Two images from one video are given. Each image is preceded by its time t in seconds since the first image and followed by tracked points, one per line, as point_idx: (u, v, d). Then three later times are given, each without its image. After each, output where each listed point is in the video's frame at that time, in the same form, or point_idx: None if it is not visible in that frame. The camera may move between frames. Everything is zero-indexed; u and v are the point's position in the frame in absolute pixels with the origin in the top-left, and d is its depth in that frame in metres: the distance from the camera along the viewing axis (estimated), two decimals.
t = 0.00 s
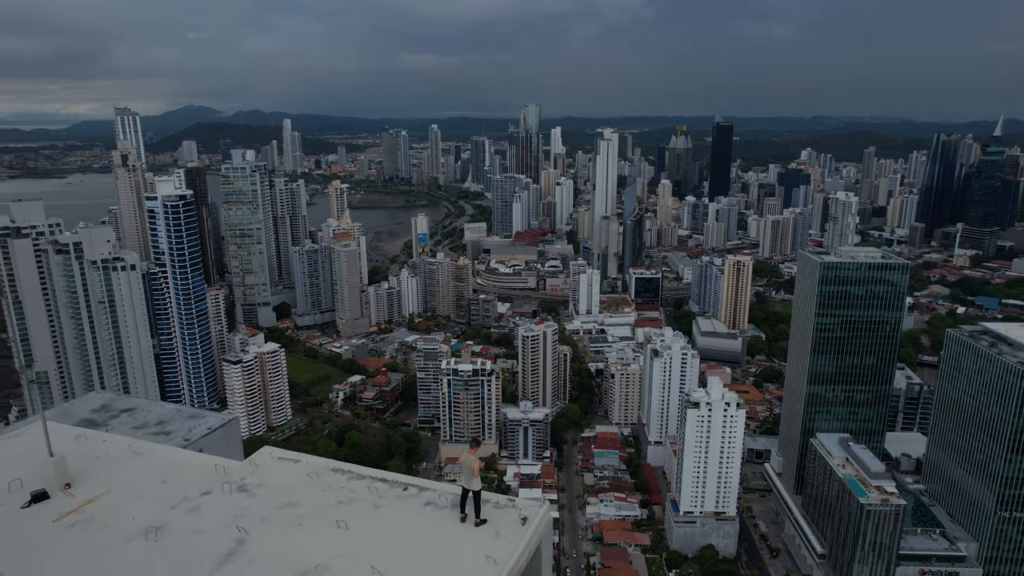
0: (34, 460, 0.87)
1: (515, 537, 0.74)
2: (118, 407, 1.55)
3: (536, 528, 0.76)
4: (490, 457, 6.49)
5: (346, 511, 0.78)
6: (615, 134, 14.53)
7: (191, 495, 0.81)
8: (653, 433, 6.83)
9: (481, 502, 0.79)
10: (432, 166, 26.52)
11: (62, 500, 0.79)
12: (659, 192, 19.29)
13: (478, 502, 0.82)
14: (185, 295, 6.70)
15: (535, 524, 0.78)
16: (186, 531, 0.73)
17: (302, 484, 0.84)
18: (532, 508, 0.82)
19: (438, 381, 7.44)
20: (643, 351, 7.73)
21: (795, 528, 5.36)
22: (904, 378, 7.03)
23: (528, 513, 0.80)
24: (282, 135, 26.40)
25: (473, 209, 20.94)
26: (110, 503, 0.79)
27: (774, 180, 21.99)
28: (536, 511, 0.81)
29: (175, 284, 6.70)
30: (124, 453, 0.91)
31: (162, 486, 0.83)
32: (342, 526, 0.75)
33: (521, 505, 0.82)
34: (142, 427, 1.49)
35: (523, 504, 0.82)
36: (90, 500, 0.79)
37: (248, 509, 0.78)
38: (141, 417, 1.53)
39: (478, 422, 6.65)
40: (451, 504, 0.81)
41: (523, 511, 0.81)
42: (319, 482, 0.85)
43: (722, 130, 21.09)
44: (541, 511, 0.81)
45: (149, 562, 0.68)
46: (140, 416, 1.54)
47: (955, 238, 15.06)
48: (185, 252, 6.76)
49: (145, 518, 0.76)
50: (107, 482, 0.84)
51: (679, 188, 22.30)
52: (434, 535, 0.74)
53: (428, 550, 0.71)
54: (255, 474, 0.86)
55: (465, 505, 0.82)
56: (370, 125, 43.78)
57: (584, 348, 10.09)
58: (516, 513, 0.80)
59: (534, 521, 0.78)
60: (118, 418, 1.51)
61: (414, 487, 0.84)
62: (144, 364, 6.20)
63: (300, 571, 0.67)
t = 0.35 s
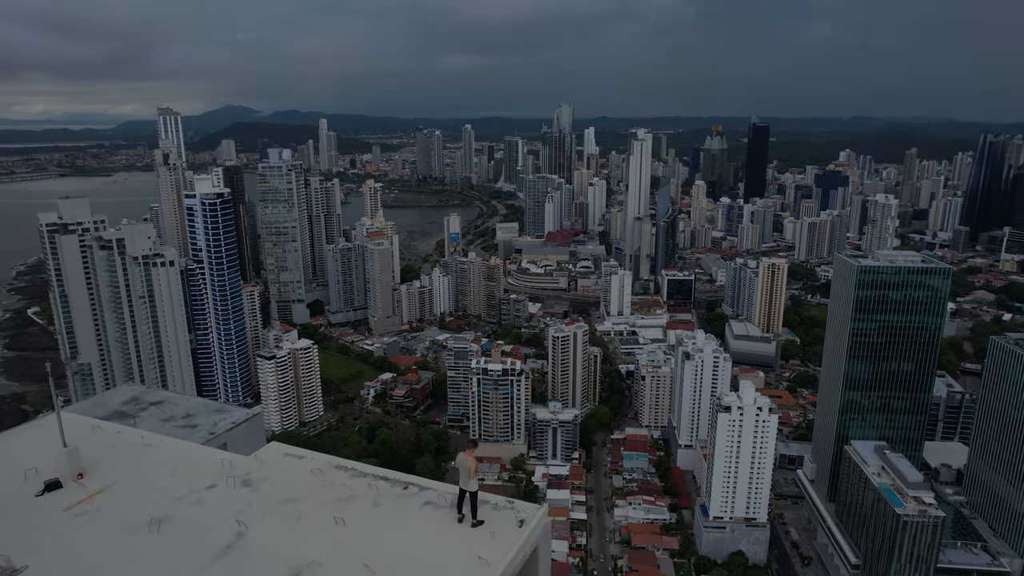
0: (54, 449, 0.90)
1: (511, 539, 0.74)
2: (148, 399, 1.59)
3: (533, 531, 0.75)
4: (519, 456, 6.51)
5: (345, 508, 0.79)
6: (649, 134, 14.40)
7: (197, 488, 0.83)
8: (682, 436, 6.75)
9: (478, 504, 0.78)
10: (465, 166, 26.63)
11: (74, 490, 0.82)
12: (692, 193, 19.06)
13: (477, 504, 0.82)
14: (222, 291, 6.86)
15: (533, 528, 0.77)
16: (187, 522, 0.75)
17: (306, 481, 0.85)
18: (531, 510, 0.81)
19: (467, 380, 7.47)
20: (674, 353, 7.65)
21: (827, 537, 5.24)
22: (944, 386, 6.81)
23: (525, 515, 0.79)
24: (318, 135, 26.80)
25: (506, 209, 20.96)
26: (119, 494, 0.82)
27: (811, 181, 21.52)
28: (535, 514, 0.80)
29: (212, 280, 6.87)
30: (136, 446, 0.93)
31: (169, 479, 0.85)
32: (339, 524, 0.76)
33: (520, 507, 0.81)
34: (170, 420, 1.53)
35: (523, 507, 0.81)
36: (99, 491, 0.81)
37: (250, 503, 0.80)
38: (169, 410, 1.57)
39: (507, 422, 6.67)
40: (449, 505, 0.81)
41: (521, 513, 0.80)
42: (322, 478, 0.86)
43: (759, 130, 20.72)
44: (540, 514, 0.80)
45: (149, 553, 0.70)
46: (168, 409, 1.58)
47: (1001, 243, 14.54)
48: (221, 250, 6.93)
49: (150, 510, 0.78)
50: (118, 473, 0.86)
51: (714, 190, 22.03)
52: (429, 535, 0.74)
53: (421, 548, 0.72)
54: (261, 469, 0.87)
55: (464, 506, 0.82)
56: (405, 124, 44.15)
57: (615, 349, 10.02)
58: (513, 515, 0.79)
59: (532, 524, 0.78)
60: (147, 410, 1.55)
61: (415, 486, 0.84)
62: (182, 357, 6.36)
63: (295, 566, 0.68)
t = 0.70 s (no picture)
0: (74, 437, 0.93)
1: (506, 541, 0.74)
2: (181, 391, 1.64)
3: (530, 534, 0.75)
4: (551, 457, 6.51)
5: (346, 504, 0.80)
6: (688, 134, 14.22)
7: (204, 480, 0.84)
8: (717, 441, 6.64)
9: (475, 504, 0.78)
10: (503, 166, 26.72)
11: (89, 477, 0.84)
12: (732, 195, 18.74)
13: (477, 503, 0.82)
14: (262, 288, 7.01)
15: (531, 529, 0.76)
16: (193, 513, 0.77)
17: (310, 475, 0.86)
18: (530, 512, 0.81)
19: (501, 379, 7.49)
20: (711, 357, 7.53)
21: (866, 548, 5.09)
22: (994, 396, 6.54)
23: (524, 516, 0.79)
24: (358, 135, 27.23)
25: (542, 209, 20.96)
26: (131, 482, 0.84)
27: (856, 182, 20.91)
28: (534, 516, 0.79)
29: (253, 277, 7.03)
30: (151, 436, 0.96)
31: (179, 469, 0.87)
32: (338, 520, 0.77)
33: (520, 509, 0.81)
34: (200, 412, 1.57)
35: (522, 509, 0.81)
36: (114, 478, 0.84)
37: (254, 496, 0.81)
38: (200, 403, 1.61)
39: (540, 422, 6.67)
40: (448, 503, 0.81)
41: (520, 515, 0.80)
42: (325, 473, 0.87)
43: (802, 130, 20.26)
44: (539, 517, 0.79)
45: (153, 540, 0.72)
46: (199, 401, 1.62)
47: None
48: (262, 247, 7.09)
49: (160, 498, 0.80)
50: (132, 462, 0.89)
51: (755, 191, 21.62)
52: (426, 534, 0.75)
53: (416, 545, 0.72)
54: (267, 464, 0.89)
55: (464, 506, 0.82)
56: (444, 124, 44.49)
57: (650, 351, 9.92)
58: (511, 516, 0.79)
59: (530, 526, 0.77)
60: (180, 402, 1.59)
61: (418, 484, 0.85)
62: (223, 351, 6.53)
63: (291, 560, 0.69)
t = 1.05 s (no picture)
0: (94, 427, 0.96)
1: (503, 540, 0.73)
2: (211, 386, 1.68)
3: (527, 534, 0.75)
4: (581, 457, 6.48)
5: (348, 499, 0.81)
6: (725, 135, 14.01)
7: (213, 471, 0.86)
8: (750, 446, 6.53)
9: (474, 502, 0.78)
10: (537, 166, 26.69)
11: (105, 465, 0.87)
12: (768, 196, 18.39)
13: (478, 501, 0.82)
14: (298, 285, 7.13)
15: (528, 529, 0.76)
16: (200, 504, 0.79)
17: (316, 470, 0.88)
18: (530, 512, 0.80)
19: (532, 379, 7.48)
20: (745, 361, 7.41)
21: (903, 560, 4.95)
22: None
23: (523, 516, 0.79)
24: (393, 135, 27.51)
25: (576, 209, 20.87)
26: (144, 472, 0.86)
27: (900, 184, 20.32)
28: (535, 516, 0.79)
29: (289, 274, 7.16)
30: (168, 427, 0.98)
31: (190, 461, 0.89)
32: (339, 515, 0.77)
33: (520, 509, 0.81)
34: (228, 405, 1.60)
35: (523, 508, 0.81)
36: (127, 468, 0.86)
37: (258, 488, 0.82)
38: (228, 396, 1.64)
39: (570, 423, 6.65)
40: (449, 501, 0.81)
41: (520, 514, 0.79)
42: (330, 468, 0.88)
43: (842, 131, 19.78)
44: (539, 517, 0.79)
45: (162, 528, 0.74)
46: (228, 395, 1.65)
47: None
48: (298, 244, 7.22)
49: (170, 488, 0.82)
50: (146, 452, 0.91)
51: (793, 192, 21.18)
52: (424, 531, 0.75)
53: (412, 542, 0.72)
54: (275, 457, 0.90)
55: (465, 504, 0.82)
56: (479, 124, 44.65)
57: (683, 354, 9.81)
58: (511, 516, 0.79)
59: (528, 526, 0.77)
60: (208, 395, 1.63)
61: (420, 482, 0.85)
62: (259, 347, 6.66)
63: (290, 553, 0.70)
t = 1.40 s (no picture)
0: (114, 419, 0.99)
1: (500, 541, 0.73)
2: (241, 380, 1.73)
3: (526, 536, 0.74)
4: (611, 459, 6.44)
5: (350, 496, 0.81)
6: (763, 135, 13.76)
7: (222, 464, 0.88)
8: (784, 452, 6.39)
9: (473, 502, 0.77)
10: (571, 166, 26.61)
11: (120, 456, 0.90)
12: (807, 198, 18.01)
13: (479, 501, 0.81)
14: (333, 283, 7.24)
15: (529, 529, 0.76)
16: (207, 496, 0.80)
17: (321, 465, 0.89)
18: (532, 513, 0.79)
19: (563, 380, 7.46)
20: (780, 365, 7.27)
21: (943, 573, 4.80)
22: None
23: (523, 517, 0.78)
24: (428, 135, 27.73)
25: (609, 210, 20.73)
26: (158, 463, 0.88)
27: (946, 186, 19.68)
28: (535, 518, 0.78)
29: (324, 272, 7.28)
30: (183, 420, 1.00)
31: (201, 453, 0.91)
32: (340, 511, 0.78)
33: (521, 510, 0.80)
34: (254, 400, 1.63)
35: (524, 510, 0.80)
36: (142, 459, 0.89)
37: (265, 482, 0.84)
38: (256, 392, 1.67)
39: (601, 425, 6.61)
40: (450, 500, 0.81)
41: (521, 515, 0.79)
42: (335, 464, 0.89)
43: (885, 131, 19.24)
44: (539, 518, 0.78)
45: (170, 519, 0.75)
46: (255, 390, 1.69)
47: None
48: (333, 242, 7.32)
49: (180, 479, 0.84)
50: (161, 444, 0.93)
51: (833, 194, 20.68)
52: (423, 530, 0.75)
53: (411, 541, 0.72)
54: (283, 452, 0.92)
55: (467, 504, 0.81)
56: (513, 123, 44.68)
57: (717, 358, 9.68)
58: (511, 516, 0.78)
59: (528, 527, 0.76)
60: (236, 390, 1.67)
61: (423, 480, 0.85)
62: (293, 343, 6.79)
63: (287, 548, 0.71)
